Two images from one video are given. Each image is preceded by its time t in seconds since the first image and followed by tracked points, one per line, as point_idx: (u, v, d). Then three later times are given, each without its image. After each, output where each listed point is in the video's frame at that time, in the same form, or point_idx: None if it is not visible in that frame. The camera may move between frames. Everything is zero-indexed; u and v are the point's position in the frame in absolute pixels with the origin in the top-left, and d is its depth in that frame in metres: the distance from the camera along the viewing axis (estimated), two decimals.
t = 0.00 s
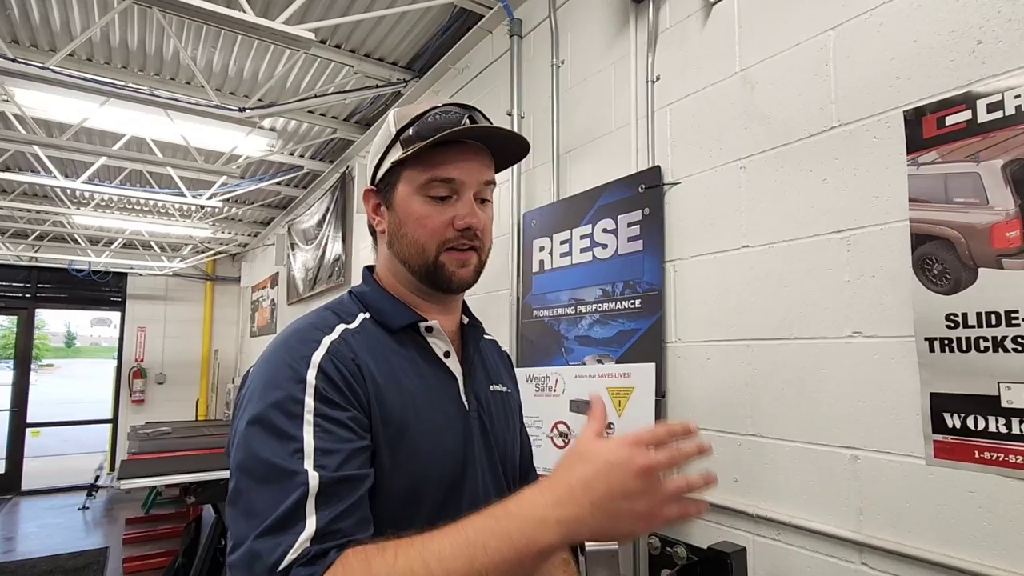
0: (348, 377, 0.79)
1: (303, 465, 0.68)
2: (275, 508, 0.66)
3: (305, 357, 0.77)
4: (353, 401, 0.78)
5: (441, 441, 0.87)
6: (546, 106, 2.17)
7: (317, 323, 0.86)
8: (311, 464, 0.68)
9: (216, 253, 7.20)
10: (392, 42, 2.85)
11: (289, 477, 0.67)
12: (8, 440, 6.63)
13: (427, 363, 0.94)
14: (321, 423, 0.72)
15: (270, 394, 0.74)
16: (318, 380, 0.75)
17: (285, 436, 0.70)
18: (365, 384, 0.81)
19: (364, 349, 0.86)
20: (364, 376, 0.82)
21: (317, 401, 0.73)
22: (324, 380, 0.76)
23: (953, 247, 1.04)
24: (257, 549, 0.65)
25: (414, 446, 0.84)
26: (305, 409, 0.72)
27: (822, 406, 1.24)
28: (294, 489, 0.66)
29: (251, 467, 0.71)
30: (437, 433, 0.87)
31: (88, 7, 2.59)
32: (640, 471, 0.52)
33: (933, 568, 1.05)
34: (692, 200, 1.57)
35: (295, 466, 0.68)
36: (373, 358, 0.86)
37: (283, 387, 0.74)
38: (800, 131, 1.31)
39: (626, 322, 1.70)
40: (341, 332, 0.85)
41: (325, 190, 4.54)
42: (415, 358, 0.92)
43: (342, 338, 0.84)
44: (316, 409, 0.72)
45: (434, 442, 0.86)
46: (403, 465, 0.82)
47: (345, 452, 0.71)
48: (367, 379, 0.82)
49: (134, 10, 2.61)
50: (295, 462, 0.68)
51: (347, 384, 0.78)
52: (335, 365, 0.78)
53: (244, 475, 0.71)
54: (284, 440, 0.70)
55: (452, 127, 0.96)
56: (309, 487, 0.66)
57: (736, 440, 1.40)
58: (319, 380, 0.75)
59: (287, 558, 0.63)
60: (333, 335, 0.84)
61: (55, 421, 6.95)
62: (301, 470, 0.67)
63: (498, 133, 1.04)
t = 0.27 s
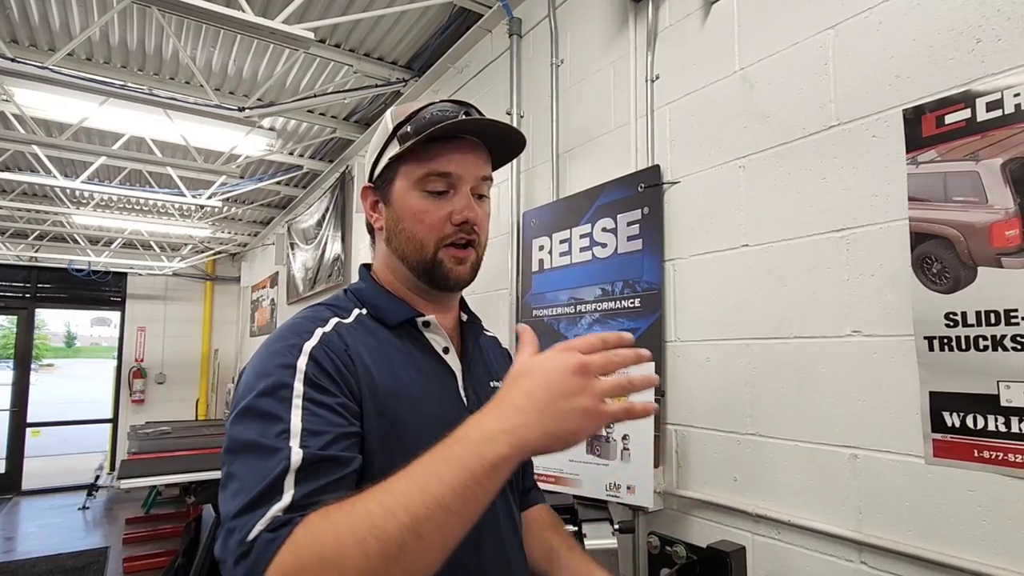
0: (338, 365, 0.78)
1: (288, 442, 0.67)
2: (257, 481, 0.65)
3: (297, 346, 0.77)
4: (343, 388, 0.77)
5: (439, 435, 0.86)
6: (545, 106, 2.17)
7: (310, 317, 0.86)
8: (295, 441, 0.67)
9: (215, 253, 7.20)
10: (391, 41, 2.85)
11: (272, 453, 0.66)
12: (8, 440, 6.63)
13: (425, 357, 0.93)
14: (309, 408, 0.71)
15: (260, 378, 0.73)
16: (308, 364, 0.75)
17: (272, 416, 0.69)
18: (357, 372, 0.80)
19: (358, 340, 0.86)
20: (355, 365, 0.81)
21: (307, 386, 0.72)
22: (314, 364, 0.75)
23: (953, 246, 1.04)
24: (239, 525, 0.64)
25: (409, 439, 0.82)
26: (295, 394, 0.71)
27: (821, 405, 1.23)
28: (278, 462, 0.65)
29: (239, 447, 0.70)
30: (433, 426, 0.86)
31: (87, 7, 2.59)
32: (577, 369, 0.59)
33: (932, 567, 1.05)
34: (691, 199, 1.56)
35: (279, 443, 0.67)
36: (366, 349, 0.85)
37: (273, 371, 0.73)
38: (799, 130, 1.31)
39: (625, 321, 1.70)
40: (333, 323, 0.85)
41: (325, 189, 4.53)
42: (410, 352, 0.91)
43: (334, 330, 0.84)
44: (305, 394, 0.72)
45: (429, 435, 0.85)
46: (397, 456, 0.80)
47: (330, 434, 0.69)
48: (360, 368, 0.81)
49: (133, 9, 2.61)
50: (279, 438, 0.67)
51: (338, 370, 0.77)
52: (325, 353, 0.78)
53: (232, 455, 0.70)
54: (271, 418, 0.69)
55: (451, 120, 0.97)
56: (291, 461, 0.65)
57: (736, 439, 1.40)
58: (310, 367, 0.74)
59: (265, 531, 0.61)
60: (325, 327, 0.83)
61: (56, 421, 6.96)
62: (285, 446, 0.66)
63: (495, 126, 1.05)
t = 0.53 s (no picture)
0: (313, 368, 0.81)
1: (234, 451, 0.69)
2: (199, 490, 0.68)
3: (274, 349, 0.80)
4: (314, 393, 0.79)
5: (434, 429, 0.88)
6: (546, 105, 2.17)
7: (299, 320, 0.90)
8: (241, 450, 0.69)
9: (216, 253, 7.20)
10: (392, 41, 2.85)
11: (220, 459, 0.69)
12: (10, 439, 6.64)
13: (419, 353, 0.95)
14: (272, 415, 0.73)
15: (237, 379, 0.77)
16: (279, 367, 0.77)
17: (236, 421, 0.73)
18: (332, 377, 0.82)
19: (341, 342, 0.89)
20: (336, 368, 0.84)
21: (274, 392, 0.75)
22: (285, 367, 0.78)
23: (954, 245, 1.04)
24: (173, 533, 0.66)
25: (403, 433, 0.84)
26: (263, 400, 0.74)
27: (822, 403, 1.24)
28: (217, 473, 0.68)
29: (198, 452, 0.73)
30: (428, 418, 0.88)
31: (88, 7, 2.59)
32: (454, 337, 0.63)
33: (933, 566, 1.05)
34: (692, 198, 1.57)
35: (228, 449, 0.70)
36: (349, 351, 0.88)
37: (247, 373, 0.77)
38: (801, 129, 1.31)
39: (626, 320, 1.70)
40: (318, 326, 0.89)
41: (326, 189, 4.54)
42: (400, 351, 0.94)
43: (319, 334, 0.87)
44: (270, 402, 0.74)
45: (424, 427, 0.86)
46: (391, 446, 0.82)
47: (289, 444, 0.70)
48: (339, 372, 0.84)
49: (134, 10, 2.61)
50: (229, 445, 0.70)
51: (310, 376, 0.80)
52: (300, 357, 0.81)
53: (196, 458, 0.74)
54: (232, 424, 0.73)
55: (439, 110, 1.01)
56: (226, 472, 0.67)
57: (737, 438, 1.41)
58: (282, 371, 0.77)
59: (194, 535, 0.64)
60: (307, 331, 0.86)
61: (57, 421, 6.97)
62: (230, 454, 0.69)
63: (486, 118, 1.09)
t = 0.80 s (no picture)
0: (291, 378, 0.87)
1: (210, 467, 0.77)
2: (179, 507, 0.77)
3: (255, 356, 0.87)
4: (290, 402, 0.85)
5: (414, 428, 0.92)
6: (547, 104, 2.17)
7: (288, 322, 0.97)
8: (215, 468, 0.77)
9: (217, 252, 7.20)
10: (393, 40, 2.85)
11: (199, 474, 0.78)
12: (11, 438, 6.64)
13: (405, 354, 0.99)
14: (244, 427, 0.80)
15: (221, 390, 0.85)
16: (257, 380, 0.84)
17: (216, 432, 0.81)
18: (310, 385, 0.88)
19: (324, 348, 0.93)
20: (319, 369, 0.90)
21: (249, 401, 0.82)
22: (263, 379, 0.84)
23: (956, 244, 1.04)
24: (162, 545, 0.77)
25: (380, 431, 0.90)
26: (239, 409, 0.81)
27: (823, 402, 1.24)
28: (190, 494, 0.76)
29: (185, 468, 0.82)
30: (409, 419, 0.93)
31: (89, 6, 2.59)
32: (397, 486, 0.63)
33: (935, 565, 1.05)
34: (693, 197, 1.56)
35: (205, 465, 0.78)
36: (330, 356, 0.93)
37: (231, 387, 0.84)
38: (802, 128, 1.31)
39: (628, 319, 1.70)
40: (300, 332, 0.94)
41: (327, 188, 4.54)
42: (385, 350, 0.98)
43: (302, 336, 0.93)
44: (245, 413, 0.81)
45: (404, 428, 0.92)
46: (368, 448, 0.88)
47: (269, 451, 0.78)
48: (317, 379, 0.89)
49: (134, 9, 2.61)
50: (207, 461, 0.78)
51: (287, 386, 0.86)
52: (279, 367, 0.87)
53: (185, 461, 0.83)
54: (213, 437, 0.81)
55: (424, 111, 1.08)
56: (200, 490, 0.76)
57: (739, 437, 1.40)
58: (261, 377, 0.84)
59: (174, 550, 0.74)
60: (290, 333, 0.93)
61: (58, 420, 6.98)
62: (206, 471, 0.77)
63: (478, 120, 1.15)
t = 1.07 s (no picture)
0: (274, 380, 0.88)
1: (194, 470, 0.81)
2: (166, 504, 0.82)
3: (244, 360, 0.90)
4: (273, 406, 0.87)
5: (405, 430, 0.92)
6: (549, 104, 2.17)
7: (279, 324, 0.99)
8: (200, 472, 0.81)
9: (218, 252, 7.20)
10: (394, 40, 2.85)
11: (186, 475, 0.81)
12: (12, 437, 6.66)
13: (398, 356, 0.99)
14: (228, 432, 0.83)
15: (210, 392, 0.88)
16: (241, 381, 0.87)
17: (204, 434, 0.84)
18: (293, 388, 0.89)
19: (312, 349, 0.95)
20: (308, 373, 0.91)
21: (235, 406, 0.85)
22: (247, 381, 0.87)
23: (959, 244, 1.04)
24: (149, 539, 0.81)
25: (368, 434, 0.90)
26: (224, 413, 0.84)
27: (825, 403, 1.24)
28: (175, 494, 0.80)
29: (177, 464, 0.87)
30: (401, 422, 0.93)
31: (91, 5, 2.59)
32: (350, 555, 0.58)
33: (937, 565, 1.05)
34: (695, 197, 1.56)
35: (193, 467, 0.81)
36: (318, 358, 0.94)
37: (219, 389, 0.88)
38: (804, 128, 1.30)
39: (630, 319, 1.70)
40: (289, 334, 0.95)
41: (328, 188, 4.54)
42: (380, 351, 0.98)
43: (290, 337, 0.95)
44: (229, 419, 0.84)
45: (395, 431, 0.92)
46: (358, 449, 0.89)
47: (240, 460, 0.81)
48: (303, 381, 0.90)
49: (136, 8, 2.62)
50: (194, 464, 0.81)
51: (270, 389, 0.88)
52: (264, 370, 0.89)
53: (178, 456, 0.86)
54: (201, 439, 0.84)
55: (413, 109, 1.09)
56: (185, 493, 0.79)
57: (741, 437, 1.40)
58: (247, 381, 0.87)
59: (158, 546, 0.78)
60: (280, 335, 0.95)
61: (60, 419, 6.99)
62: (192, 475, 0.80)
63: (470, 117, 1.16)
